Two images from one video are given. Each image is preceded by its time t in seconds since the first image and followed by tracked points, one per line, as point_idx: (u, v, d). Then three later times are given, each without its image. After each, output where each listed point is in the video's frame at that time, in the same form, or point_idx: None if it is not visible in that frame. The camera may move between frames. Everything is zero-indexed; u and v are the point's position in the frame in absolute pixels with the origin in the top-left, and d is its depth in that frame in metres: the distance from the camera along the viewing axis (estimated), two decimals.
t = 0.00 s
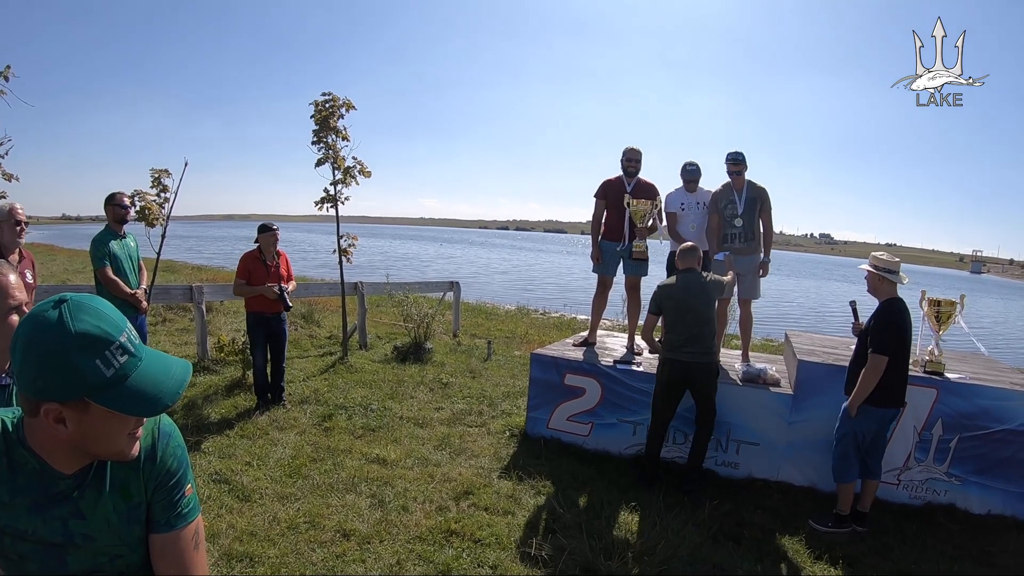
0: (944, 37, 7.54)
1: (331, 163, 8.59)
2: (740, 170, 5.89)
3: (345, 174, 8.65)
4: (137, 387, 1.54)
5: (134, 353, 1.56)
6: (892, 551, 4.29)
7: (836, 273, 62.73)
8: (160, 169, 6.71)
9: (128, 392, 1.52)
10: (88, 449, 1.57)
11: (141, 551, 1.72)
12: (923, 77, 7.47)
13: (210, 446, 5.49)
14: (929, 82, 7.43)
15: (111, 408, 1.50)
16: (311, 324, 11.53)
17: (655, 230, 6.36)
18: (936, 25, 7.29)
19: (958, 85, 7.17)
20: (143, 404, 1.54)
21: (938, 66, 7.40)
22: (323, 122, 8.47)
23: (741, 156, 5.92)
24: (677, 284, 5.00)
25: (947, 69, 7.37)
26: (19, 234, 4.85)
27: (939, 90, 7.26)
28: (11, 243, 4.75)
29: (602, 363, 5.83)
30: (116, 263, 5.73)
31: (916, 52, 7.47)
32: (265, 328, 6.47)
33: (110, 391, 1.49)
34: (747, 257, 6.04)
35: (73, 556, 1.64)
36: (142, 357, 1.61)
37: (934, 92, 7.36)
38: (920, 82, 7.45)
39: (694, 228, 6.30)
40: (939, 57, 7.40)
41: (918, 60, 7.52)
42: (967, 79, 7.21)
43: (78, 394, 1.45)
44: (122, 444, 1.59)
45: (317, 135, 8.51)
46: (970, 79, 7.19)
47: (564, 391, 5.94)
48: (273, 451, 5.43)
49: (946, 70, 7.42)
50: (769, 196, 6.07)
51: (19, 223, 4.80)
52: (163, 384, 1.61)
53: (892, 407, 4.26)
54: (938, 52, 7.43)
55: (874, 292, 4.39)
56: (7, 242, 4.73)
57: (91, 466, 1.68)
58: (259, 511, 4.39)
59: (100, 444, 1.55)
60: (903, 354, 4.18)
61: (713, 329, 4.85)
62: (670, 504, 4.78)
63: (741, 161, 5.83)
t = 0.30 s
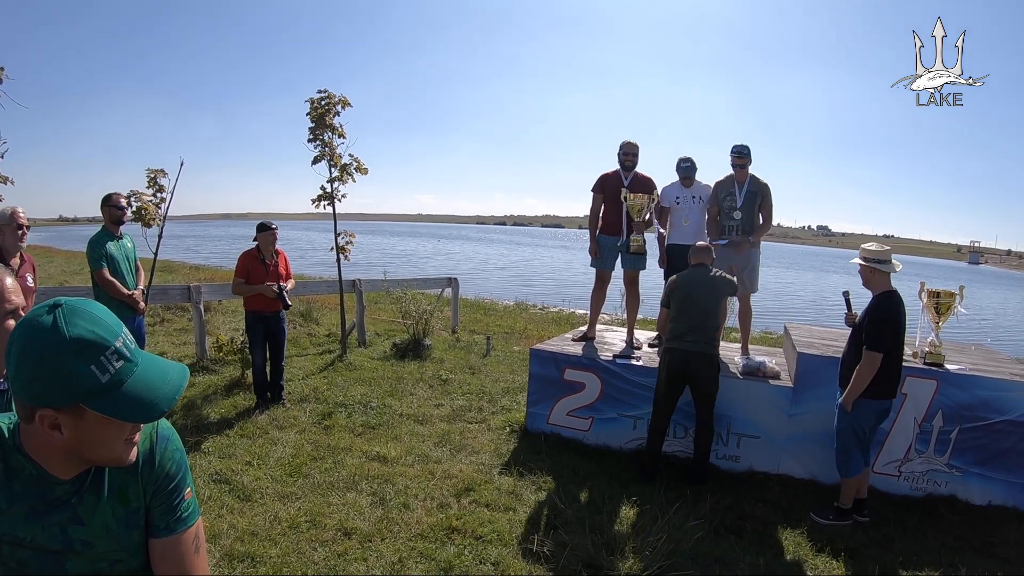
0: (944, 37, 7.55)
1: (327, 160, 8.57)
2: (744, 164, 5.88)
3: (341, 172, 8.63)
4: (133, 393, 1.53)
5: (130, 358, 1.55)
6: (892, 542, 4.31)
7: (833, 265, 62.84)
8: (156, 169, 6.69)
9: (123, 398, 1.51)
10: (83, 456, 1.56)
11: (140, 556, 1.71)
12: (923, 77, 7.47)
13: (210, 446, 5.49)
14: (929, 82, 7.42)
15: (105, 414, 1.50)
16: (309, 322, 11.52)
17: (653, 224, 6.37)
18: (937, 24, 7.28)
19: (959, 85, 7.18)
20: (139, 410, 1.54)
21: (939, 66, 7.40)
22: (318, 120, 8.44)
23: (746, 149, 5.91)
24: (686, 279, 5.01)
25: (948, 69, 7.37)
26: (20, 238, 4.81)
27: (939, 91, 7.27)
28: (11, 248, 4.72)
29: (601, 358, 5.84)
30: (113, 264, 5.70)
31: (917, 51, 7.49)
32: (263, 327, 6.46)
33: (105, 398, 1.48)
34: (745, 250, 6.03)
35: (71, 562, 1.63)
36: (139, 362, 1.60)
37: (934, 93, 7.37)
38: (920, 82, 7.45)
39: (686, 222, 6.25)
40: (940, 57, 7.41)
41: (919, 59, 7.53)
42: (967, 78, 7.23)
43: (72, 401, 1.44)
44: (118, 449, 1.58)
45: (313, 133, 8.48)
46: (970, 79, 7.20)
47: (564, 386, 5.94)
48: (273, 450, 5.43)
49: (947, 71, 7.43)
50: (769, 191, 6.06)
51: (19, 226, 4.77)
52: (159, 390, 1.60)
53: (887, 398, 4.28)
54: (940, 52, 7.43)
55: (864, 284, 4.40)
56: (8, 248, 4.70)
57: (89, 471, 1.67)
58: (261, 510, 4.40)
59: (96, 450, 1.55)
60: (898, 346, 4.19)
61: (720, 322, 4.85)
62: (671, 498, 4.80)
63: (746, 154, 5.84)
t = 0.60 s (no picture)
0: (943, 34, 7.55)
1: (325, 159, 8.56)
2: (746, 165, 5.90)
3: (339, 171, 8.62)
4: (134, 396, 1.53)
5: (132, 361, 1.55)
6: (893, 540, 4.32)
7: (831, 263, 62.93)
8: (154, 169, 6.68)
9: (125, 401, 1.51)
10: (84, 459, 1.56)
11: (143, 560, 1.71)
12: (923, 77, 7.47)
13: (210, 446, 5.49)
14: (929, 83, 7.43)
15: (107, 417, 1.49)
16: (308, 321, 11.52)
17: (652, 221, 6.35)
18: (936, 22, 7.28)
19: (958, 85, 7.19)
20: (141, 414, 1.53)
21: (938, 66, 7.41)
22: (317, 119, 8.43)
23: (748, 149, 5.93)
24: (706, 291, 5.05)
25: (948, 69, 7.38)
26: (19, 239, 4.80)
27: (939, 90, 7.27)
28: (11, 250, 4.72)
29: (601, 357, 5.84)
30: (112, 265, 5.70)
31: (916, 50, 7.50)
32: (262, 326, 6.46)
33: (106, 400, 1.48)
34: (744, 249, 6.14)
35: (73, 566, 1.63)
36: (142, 365, 1.60)
37: (934, 92, 7.38)
38: (920, 82, 7.46)
39: (685, 221, 6.16)
40: (940, 57, 7.41)
41: (919, 58, 7.54)
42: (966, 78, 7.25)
43: (74, 404, 1.44)
44: (120, 453, 1.58)
45: (312, 133, 8.47)
46: (969, 78, 7.21)
47: (564, 385, 5.95)
48: (273, 450, 5.43)
49: (947, 70, 7.43)
50: (771, 190, 6.07)
51: (19, 227, 4.77)
52: (162, 393, 1.60)
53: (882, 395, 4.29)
54: (940, 50, 7.43)
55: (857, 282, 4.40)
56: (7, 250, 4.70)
57: (91, 474, 1.67)
58: (262, 510, 4.40)
59: (98, 453, 1.54)
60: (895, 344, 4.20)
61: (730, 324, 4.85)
62: (672, 496, 4.80)
63: (747, 154, 5.85)
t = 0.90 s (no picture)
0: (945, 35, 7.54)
1: (327, 158, 8.56)
2: (747, 168, 5.91)
3: (340, 170, 8.62)
4: (136, 401, 1.53)
5: (134, 366, 1.55)
6: (892, 545, 4.32)
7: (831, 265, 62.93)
8: (156, 166, 6.68)
9: (126, 406, 1.51)
10: (85, 463, 1.56)
11: (143, 563, 1.71)
12: (923, 77, 7.47)
13: (209, 444, 5.49)
14: (929, 82, 7.43)
15: (108, 422, 1.49)
16: (308, 320, 11.51)
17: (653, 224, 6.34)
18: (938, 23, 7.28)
19: (959, 85, 7.19)
20: (142, 420, 1.54)
21: (939, 66, 7.41)
22: (319, 118, 8.43)
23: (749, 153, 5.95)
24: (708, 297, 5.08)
25: (948, 69, 7.37)
26: (13, 235, 4.80)
27: (940, 90, 7.27)
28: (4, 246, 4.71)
29: (601, 359, 5.84)
30: (113, 261, 5.70)
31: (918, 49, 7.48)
32: (261, 325, 6.45)
33: (107, 406, 1.48)
34: (746, 253, 6.14)
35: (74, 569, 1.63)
36: (143, 371, 1.60)
37: (934, 92, 7.37)
38: (920, 82, 7.46)
39: (685, 223, 6.17)
40: (940, 57, 7.41)
41: (920, 58, 7.53)
42: (968, 78, 7.23)
43: (74, 409, 1.44)
44: (121, 457, 1.58)
45: (314, 131, 8.47)
46: (970, 78, 7.20)
47: (564, 387, 5.95)
48: (272, 449, 5.43)
49: (948, 70, 7.43)
50: (773, 195, 6.08)
51: (13, 224, 4.78)
52: (163, 399, 1.60)
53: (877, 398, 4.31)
54: (941, 50, 7.43)
55: (849, 287, 4.42)
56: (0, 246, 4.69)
57: (92, 478, 1.67)
58: (261, 509, 4.40)
59: (99, 458, 1.55)
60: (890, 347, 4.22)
61: (731, 329, 4.87)
62: (670, 499, 4.80)
63: (749, 159, 5.85)
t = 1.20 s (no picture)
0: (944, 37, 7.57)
1: (327, 162, 8.58)
2: (745, 177, 5.93)
3: (341, 174, 8.64)
4: (132, 407, 1.53)
5: (130, 372, 1.55)
6: (887, 556, 4.30)
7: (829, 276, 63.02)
8: (156, 168, 6.69)
9: (122, 411, 1.51)
10: (80, 467, 1.55)
11: (137, 568, 1.70)
12: (923, 77, 7.51)
13: (205, 447, 5.47)
14: (929, 82, 7.47)
15: (103, 426, 1.49)
16: (306, 323, 11.50)
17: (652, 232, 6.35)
18: (937, 25, 7.31)
19: (958, 84, 7.21)
20: (138, 425, 1.53)
21: (939, 65, 7.43)
22: (319, 122, 8.46)
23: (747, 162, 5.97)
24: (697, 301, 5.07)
25: (948, 68, 7.41)
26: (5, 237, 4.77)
27: (940, 90, 7.30)
28: None
29: (598, 367, 5.84)
30: (114, 263, 5.69)
31: (917, 51, 7.50)
32: (258, 328, 6.44)
33: (103, 412, 1.48)
34: (745, 262, 6.14)
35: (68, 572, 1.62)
36: (140, 377, 1.60)
37: (934, 92, 7.40)
38: (920, 82, 7.51)
39: (684, 231, 6.19)
40: (939, 57, 7.43)
41: (919, 59, 7.54)
42: (967, 78, 7.26)
43: (70, 413, 1.43)
44: (117, 461, 1.57)
45: (314, 134, 8.50)
46: (970, 79, 7.22)
47: (560, 394, 5.94)
48: (268, 453, 5.40)
49: (947, 70, 7.43)
50: (771, 203, 6.11)
51: (6, 225, 4.75)
52: (159, 405, 1.59)
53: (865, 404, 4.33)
54: (940, 51, 7.45)
55: (839, 295, 4.42)
56: None
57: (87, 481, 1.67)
58: (256, 513, 4.38)
59: (94, 462, 1.54)
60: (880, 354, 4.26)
61: (719, 336, 4.90)
62: (666, 508, 4.78)
63: (747, 168, 5.88)
